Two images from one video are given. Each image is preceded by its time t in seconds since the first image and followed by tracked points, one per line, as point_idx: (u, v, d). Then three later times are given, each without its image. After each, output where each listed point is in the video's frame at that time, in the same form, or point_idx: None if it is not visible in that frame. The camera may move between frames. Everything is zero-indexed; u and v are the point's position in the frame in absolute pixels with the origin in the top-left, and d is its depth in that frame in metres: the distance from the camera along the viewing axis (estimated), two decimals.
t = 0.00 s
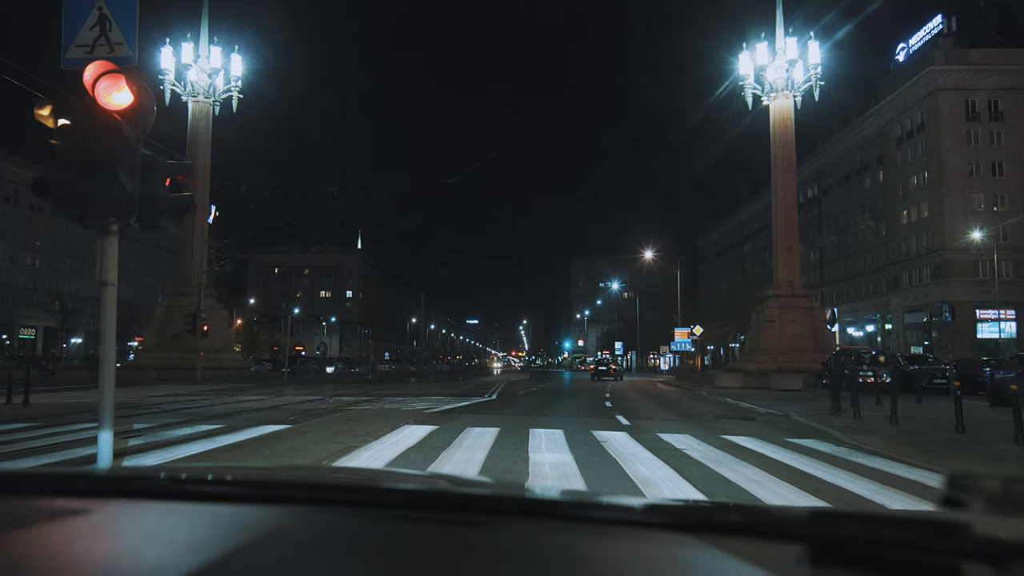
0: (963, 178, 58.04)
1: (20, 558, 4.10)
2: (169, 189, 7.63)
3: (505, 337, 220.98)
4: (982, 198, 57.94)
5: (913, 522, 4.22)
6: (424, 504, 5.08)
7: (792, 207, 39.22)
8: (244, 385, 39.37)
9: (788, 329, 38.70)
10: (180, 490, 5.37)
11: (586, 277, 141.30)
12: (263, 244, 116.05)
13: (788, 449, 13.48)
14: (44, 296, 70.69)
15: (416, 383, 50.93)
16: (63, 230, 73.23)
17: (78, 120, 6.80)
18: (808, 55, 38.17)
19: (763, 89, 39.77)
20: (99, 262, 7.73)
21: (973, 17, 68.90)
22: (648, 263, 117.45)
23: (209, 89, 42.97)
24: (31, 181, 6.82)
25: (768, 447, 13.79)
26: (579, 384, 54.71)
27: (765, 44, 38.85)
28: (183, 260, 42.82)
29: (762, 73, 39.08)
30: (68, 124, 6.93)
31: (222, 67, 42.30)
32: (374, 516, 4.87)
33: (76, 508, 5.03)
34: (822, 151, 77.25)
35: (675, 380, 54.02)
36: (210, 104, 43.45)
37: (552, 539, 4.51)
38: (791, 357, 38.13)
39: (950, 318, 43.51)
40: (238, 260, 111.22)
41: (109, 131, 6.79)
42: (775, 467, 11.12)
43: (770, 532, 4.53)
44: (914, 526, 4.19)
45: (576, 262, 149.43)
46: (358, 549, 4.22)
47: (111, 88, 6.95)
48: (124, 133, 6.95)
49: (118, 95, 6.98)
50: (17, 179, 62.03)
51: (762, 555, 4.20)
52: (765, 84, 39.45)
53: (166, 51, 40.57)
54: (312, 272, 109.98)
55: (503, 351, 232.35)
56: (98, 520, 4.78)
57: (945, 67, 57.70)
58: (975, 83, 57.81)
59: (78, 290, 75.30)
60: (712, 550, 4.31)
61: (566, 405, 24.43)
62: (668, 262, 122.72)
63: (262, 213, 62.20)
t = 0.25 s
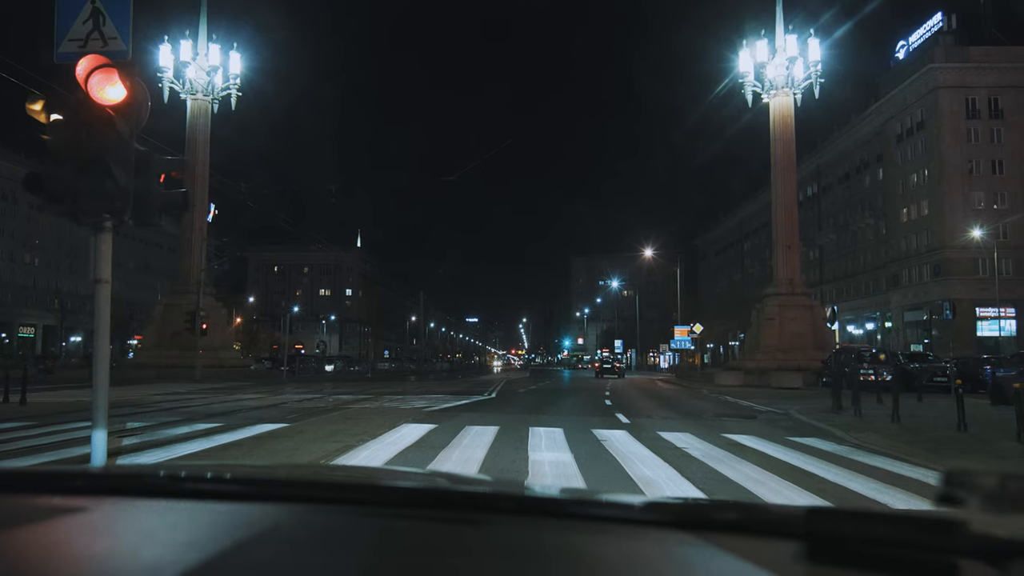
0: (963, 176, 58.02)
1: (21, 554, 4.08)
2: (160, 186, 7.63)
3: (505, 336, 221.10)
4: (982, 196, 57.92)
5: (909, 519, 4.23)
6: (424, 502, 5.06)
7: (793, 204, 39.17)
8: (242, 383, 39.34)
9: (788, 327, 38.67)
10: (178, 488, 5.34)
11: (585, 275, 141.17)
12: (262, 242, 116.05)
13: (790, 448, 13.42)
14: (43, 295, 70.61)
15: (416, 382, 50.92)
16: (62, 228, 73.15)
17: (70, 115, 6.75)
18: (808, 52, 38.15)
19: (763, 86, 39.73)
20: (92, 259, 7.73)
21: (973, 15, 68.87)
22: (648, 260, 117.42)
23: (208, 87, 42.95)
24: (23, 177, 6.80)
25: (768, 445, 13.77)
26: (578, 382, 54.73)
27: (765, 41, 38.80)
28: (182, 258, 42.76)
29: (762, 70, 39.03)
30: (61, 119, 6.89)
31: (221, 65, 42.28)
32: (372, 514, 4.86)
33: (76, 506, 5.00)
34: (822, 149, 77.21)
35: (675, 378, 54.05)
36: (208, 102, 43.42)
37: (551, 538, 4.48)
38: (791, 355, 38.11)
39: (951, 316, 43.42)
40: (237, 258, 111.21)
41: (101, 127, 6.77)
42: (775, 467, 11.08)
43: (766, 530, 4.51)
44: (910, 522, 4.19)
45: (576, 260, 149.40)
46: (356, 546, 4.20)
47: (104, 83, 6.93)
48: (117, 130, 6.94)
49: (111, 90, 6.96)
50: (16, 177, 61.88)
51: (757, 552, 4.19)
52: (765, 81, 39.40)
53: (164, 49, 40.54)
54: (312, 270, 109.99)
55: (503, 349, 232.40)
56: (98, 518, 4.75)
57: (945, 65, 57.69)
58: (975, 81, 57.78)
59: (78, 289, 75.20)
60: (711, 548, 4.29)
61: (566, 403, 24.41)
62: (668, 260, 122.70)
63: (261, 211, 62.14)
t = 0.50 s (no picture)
0: (965, 173, 57.90)
1: (23, 551, 4.07)
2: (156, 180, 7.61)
3: (506, 333, 221.22)
4: (983, 194, 57.81)
5: (909, 517, 4.24)
6: (425, 499, 5.05)
7: (795, 202, 39.10)
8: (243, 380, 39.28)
9: (790, 325, 38.61)
10: (180, 485, 5.33)
11: (586, 272, 141.13)
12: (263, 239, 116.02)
13: (792, 446, 13.39)
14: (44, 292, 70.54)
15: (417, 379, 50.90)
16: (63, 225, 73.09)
17: (67, 108, 6.70)
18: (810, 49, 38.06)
19: (765, 83, 39.63)
20: (88, 255, 7.70)
21: (975, 13, 68.74)
22: (649, 258, 117.41)
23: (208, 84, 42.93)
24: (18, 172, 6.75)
25: (770, 444, 13.71)
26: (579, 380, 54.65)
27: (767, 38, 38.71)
28: (183, 255, 42.72)
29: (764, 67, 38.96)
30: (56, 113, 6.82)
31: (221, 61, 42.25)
32: (373, 510, 4.85)
33: (79, 502, 4.99)
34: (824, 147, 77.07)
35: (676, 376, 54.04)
36: (209, 99, 43.40)
37: (553, 535, 4.46)
38: (793, 352, 38.05)
39: (953, 314, 43.33)
40: (238, 255, 111.20)
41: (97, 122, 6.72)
42: (778, 465, 11.01)
43: (769, 527, 4.48)
44: (911, 520, 4.20)
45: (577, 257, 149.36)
46: (357, 543, 4.18)
47: (100, 76, 6.86)
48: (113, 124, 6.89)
49: (107, 83, 6.91)
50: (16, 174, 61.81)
51: (758, 549, 4.17)
52: (766, 78, 39.30)
53: (165, 45, 40.49)
54: (312, 267, 109.96)
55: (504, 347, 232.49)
56: (100, 515, 4.73)
57: (948, 62, 57.60)
58: (977, 78, 57.66)
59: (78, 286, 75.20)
60: (712, 544, 4.27)
61: (567, 401, 24.37)
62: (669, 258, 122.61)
63: (261, 208, 62.11)
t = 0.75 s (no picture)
0: (966, 170, 57.82)
1: (23, 547, 4.05)
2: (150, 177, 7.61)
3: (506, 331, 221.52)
4: (985, 191, 57.74)
5: (909, 513, 4.26)
6: (425, 496, 5.03)
7: (795, 199, 39.10)
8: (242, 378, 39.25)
9: (790, 322, 38.63)
10: (181, 482, 5.31)
11: (587, 270, 141.22)
12: (263, 237, 116.02)
13: (794, 444, 13.34)
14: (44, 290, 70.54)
15: (417, 377, 50.92)
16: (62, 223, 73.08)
17: (62, 102, 6.70)
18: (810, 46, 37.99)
19: (765, 80, 39.57)
20: (83, 252, 7.70)
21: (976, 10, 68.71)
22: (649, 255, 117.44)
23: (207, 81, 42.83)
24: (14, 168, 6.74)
25: (771, 441, 13.72)
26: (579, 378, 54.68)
27: (767, 34, 38.63)
28: (183, 253, 42.68)
29: (765, 64, 38.92)
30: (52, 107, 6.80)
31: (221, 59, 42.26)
32: (373, 507, 4.84)
33: (81, 498, 5.00)
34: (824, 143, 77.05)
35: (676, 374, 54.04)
36: (208, 96, 43.30)
37: (553, 531, 4.44)
38: (793, 350, 38.05)
39: (955, 311, 43.29)
40: (238, 253, 111.28)
41: (93, 116, 6.74)
42: (779, 463, 11.04)
43: (766, 523, 4.48)
44: (912, 516, 4.21)
45: (577, 255, 149.28)
46: (357, 540, 4.16)
47: (96, 71, 6.88)
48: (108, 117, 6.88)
49: (103, 78, 6.93)
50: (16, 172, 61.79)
51: (758, 545, 4.15)
52: (767, 75, 39.25)
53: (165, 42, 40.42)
54: (312, 265, 110.03)
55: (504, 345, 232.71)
56: (101, 511, 4.72)
57: (949, 58, 57.58)
58: (978, 75, 57.60)
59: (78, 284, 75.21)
60: (711, 541, 4.25)
61: (566, 399, 24.40)
62: (670, 255, 122.62)
63: (261, 206, 62.11)
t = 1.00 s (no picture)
0: (967, 168, 57.77)
1: (22, 546, 4.03)
2: (147, 175, 7.57)
3: (507, 328, 221.73)
4: (985, 189, 57.72)
5: (911, 512, 4.26)
6: (425, 494, 5.01)
7: (796, 197, 39.07)
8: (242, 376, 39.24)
9: (791, 321, 38.62)
10: (181, 480, 5.29)
11: (587, 268, 141.29)
12: (263, 235, 116.02)
13: (794, 443, 13.33)
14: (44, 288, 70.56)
15: (417, 374, 50.98)
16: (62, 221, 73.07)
17: (57, 97, 6.65)
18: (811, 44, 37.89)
19: (766, 78, 39.52)
20: (80, 249, 7.66)
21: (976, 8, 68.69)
22: (649, 254, 117.47)
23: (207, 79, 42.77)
24: (8, 163, 6.70)
25: (771, 439, 13.72)
26: (580, 376, 54.75)
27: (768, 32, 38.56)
28: (182, 251, 42.66)
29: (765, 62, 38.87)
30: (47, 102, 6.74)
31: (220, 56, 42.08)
32: (374, 505, 4.82)
33: (82, 497, 4.98)
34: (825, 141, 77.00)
35: (676, 372, 54.11)
36: (207, 94, 43.26)
37: (554, 529, 4.43)
38: (794, 348, 38.04)
39: (956, 309, 43.26)
40: (238, 250, 111.25)
41: (88, 112, 6.69)
42: (779, 462, 11.05)
43: (766, 521, 4.48)
44: (913, 516, 4.21)
45: (577, 253, 149.27)
46: (358, 539, 4.14)
47: (91, 67, 6.80)
48: (104, 113, 6.82)
49: (99, 74, 6.84)
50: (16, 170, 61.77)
51: (758, 544, 4.12)
52: (767, 73, 39.18)
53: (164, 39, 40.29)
54: (313, 263, 110.08)
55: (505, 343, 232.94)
56: (101, 510, 4.69)
57: (950, 57, 57.52)
58: (979, 73, 57.55)
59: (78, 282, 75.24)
60: (711, 540, 4.23)
61: (566, 397, 24.39)
62: (670, 253, 122.61)
63: (261, 204, 62.11)
